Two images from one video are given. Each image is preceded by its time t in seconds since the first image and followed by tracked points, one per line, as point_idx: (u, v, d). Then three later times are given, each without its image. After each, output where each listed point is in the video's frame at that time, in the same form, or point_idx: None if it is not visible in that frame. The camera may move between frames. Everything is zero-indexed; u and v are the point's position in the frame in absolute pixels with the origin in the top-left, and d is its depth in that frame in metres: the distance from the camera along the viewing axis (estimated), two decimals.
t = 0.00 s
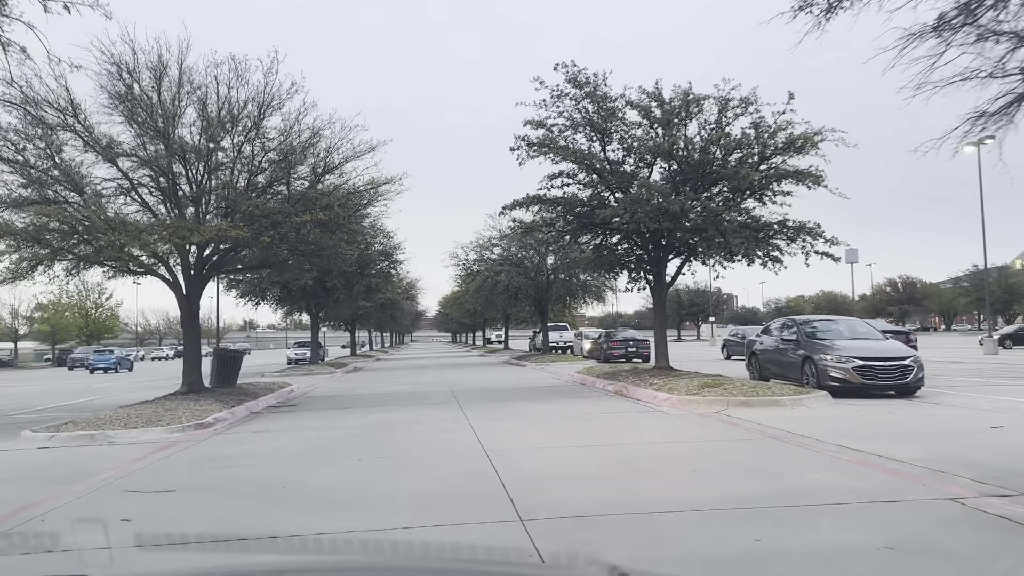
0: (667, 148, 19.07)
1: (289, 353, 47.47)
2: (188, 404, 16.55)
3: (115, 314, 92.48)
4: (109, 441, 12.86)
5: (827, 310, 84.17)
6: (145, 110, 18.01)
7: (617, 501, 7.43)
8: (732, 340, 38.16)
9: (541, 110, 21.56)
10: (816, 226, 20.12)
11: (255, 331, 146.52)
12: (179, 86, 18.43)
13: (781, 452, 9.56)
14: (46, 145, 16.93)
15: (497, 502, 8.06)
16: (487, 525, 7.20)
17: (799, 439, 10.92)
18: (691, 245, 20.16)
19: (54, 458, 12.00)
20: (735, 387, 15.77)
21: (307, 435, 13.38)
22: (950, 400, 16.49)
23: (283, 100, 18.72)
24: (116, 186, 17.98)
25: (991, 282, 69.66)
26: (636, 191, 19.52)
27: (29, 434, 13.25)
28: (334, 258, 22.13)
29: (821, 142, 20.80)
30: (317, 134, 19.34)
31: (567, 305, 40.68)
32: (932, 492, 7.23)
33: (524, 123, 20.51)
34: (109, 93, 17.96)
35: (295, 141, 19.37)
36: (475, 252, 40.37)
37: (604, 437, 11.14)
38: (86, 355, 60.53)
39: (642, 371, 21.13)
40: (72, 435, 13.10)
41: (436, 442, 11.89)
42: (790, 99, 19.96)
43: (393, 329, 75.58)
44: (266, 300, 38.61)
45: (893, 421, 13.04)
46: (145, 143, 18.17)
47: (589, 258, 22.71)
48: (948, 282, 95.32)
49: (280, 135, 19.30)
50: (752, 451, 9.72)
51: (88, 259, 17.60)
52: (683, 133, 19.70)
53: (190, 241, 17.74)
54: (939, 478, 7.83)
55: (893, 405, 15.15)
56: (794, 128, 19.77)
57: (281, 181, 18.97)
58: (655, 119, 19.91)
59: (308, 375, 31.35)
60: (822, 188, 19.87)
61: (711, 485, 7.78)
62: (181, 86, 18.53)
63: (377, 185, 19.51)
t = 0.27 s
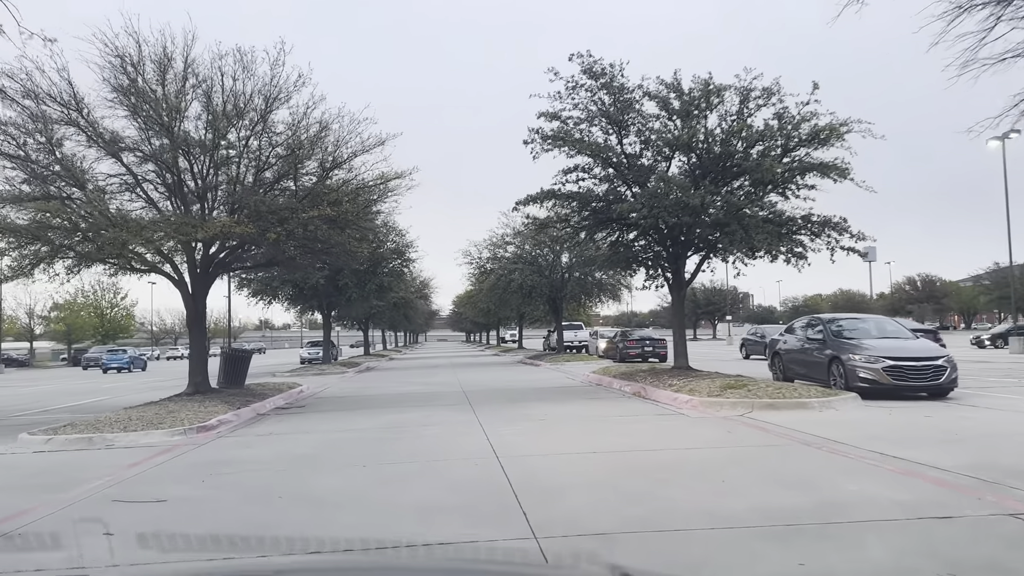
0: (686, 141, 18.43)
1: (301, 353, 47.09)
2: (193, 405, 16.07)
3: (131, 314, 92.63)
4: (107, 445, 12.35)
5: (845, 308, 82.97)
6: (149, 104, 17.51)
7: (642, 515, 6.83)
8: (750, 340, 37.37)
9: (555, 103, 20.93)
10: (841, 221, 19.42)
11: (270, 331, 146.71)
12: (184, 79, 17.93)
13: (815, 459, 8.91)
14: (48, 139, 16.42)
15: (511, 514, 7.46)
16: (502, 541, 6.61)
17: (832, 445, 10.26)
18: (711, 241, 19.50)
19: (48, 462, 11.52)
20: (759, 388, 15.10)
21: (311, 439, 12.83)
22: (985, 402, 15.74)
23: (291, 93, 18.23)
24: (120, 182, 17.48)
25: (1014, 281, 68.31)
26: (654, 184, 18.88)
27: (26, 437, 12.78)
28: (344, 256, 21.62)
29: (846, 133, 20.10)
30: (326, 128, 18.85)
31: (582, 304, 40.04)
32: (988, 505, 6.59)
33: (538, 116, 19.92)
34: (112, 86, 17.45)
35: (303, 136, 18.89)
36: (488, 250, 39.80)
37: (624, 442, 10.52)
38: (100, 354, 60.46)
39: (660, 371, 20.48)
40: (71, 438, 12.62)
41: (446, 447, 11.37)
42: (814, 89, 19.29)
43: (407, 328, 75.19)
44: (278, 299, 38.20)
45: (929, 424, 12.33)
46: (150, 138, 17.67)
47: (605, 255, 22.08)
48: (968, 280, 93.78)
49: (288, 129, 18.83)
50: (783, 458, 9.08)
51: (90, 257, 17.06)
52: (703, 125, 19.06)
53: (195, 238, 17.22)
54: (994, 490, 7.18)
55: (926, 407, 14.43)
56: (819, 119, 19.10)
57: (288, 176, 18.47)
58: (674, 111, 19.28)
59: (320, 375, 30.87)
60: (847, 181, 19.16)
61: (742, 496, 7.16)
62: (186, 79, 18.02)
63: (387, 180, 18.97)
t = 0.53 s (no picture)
0: (707, 131, 17.77)
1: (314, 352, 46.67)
2: (199, 406, 15.57)
3: (146, 313, 92.69)
4: (106, 448, 11.81)
5: (864, 307, 81.73)
6: (154, 97, 17.01)
7: (676, 534, 6.23)
8: (770, 338, 36.57)
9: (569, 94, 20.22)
10: (869, 215, 18.70)
11: (285, 330, 146.85)
12: (189, 72, 17.43)
13: (857, 468, 8.25)
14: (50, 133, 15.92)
15: (531, 527, 6.91)
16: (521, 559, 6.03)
17: (870, 450, 9.59)
18: (733, 235, 18.81)
19: (43, 466, 11.01)
20: (787, 389, 14.40)
21: (317, 442, 12.26)
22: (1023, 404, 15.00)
23: (299, 84, 17.72)
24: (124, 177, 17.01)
25: None
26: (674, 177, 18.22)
27: (23, 440, 12.26)
28: (353, 253, 21.07)
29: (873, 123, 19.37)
30: (334, 122, 18.32)
31: (598, 302, 39.37)
32: None
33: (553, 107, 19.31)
34: (116, 78, 16.98)
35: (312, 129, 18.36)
36: (502, 248, 39.17)
37: (647, 448, 9.88)
38: (115, 353, 60.39)
39: (680, 371, 19.80)
40: (69, 441, 12.07)
41: (458, 450, 10.82)
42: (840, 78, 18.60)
43: (420, 327, 74.71)
44: (290, 298, 37.76)
45: (970, 427, 11.63)
46: (155, 132, 17.18)
47: (621, 251, 21.42)
48: (990, 278, 92.14)
49: (296, 122, 18.31)
50: (822, 466, 8.41)
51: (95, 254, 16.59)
52: (724, 115, 18.40)
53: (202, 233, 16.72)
54: None
55: (963, 409, 13.71)
56: (845, 109, 18.41)
57: (297, 171, 17.96)
58: (694, 101, 18.62)
59: (332, 375, 30.38)
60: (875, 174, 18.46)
61: (783, 513, 6.54)
62: (191, 70, 17.52)
63: (397, 173, 18.42)
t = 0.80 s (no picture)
0: (732, 121, 17.11)
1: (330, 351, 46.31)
2: (206, 407, 15.09)
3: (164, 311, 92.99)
4: (106, 452, 11.33)
5: (886, 305, 80.38)
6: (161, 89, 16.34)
7: (712, 556, 5.59)
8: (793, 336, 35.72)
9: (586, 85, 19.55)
10: (901, 207, 17.95)
11: (302, 329, 147.14)
12: (197, 63, 16.85)
13: (906, 481, 7.58)
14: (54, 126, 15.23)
15: (551, 544, 6.30)
16: None
17: (914, 457, 8.91)
18: (759, 230, 18.11)
19: (40, 472, 10.52)
20: (819, 390, 13.70)
21: (325, 446, 11.72)
22: None
23: (310, 76, 17.19)
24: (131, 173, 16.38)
25: None
26: (698, 170, 17.53)
27: (22, 443, 11.81)
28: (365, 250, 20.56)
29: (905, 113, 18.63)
30: (346, 114, 17.80)
31: (616, 300, 38.66)
32: None
33: (570, 98, 18.70)
34: (121, 70, 16.34)
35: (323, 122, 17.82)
36: (519, 245, 38.55)
37: (673, 455, 9.25)
38: (132, 352, 60.41)
39: (703, 371, 19.11)
40: (68, 444, 11.60)
41: (474, 455, 10.27)
42: (870, 65, 17.88)
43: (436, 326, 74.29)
44: (304, 296, 37.37)
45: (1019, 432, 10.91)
46: (161, 125, 16.55)
47: (641, 247, 20.76)
48: (1015, 275, 90.37)
49: (306, 115, 17.77)
50: (867, 479, 7.75)
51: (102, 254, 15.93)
52: (749, 105, 17.73)
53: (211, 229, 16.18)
54: None
55: (1007, 412, 12.96)
56: (877, 98, 17.68)
57: (307, 165, 17.44)
58: (717, 90, 17.97)
59: (347, 374, 29.93)
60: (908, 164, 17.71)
61: (830, 533, 5.90)
62: (198, 61, 16.90)
63: (410, 167, 17.90)
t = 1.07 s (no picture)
0: (762, 109, 16.45)
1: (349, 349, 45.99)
2: (218, 407, 14.64)
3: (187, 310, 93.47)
4: (110, 455, 10.87)
5: (913, 302, 78.79)
6: (172, 81, 15.78)
7: None
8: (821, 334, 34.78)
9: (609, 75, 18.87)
10: (940, 199, 17.18)
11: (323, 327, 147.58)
12: (208, 54, 16.25)
13: (966, 497, 6.90)
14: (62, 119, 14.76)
15: (579, 564, 5.69)
16: None
17: (970, 466, 8.20)
18: (789, 223, 17.44)
19: (41, 476, 10.08)
20: (857, 392, 12.98)
21: (336, 449, 11.17)
22: None
23: (324, 67, 16.65)
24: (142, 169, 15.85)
25: None
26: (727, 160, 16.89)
27: (26, 445, 11.39)
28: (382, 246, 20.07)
29: (942, 99, 17.85)
30: (361, 106, 17.27)
31: (639, 297, 37.93)
32: None
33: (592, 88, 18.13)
34: (130, 61, 15.81)
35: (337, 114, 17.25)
36: (539, 241, 37.93)
37: (705, 463, 8.58)
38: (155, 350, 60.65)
39: (730, 370, 18.42)
40: (72, 446, 11.17)
41: (492, 461, 9.65)
42: (907, 50, 17.13)
43: (456, 324, 73.89)
44: (323, 294, 37.02)
45: None
46: (172, 118, 16.02)
47: (666, 242, 20.12)
48: None
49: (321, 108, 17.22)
50: (923, 495, 7.08)
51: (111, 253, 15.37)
52: (780, 92, 17.05)
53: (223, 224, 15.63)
54: None
55: None
56: (914, 84, 16.92)
57: (321, 158, 16.89)
58: (746, 78, 17.31)
59: (365, 372, 29.50)
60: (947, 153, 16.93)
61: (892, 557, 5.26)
62: (210, 52, 16.33)
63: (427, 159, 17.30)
